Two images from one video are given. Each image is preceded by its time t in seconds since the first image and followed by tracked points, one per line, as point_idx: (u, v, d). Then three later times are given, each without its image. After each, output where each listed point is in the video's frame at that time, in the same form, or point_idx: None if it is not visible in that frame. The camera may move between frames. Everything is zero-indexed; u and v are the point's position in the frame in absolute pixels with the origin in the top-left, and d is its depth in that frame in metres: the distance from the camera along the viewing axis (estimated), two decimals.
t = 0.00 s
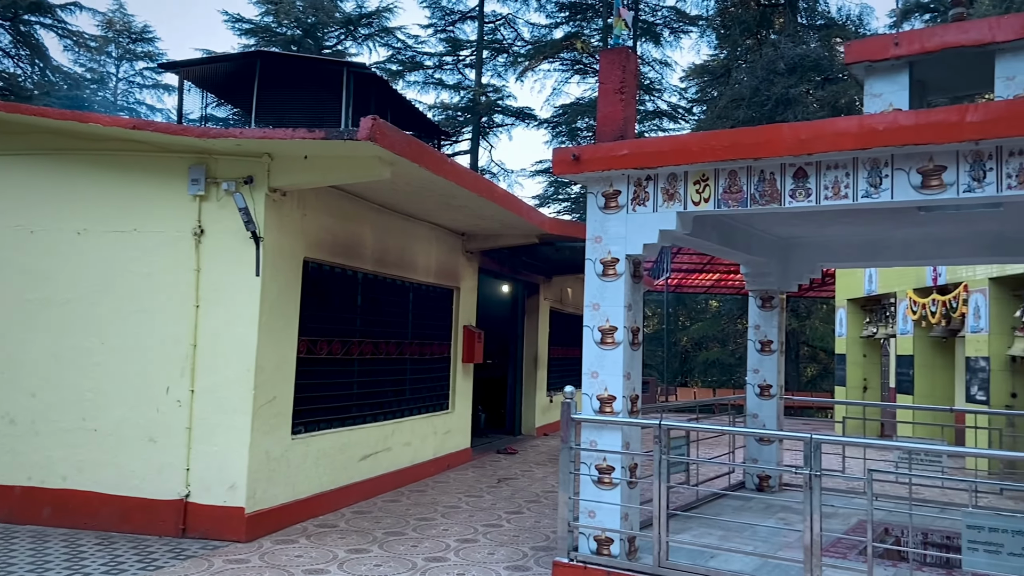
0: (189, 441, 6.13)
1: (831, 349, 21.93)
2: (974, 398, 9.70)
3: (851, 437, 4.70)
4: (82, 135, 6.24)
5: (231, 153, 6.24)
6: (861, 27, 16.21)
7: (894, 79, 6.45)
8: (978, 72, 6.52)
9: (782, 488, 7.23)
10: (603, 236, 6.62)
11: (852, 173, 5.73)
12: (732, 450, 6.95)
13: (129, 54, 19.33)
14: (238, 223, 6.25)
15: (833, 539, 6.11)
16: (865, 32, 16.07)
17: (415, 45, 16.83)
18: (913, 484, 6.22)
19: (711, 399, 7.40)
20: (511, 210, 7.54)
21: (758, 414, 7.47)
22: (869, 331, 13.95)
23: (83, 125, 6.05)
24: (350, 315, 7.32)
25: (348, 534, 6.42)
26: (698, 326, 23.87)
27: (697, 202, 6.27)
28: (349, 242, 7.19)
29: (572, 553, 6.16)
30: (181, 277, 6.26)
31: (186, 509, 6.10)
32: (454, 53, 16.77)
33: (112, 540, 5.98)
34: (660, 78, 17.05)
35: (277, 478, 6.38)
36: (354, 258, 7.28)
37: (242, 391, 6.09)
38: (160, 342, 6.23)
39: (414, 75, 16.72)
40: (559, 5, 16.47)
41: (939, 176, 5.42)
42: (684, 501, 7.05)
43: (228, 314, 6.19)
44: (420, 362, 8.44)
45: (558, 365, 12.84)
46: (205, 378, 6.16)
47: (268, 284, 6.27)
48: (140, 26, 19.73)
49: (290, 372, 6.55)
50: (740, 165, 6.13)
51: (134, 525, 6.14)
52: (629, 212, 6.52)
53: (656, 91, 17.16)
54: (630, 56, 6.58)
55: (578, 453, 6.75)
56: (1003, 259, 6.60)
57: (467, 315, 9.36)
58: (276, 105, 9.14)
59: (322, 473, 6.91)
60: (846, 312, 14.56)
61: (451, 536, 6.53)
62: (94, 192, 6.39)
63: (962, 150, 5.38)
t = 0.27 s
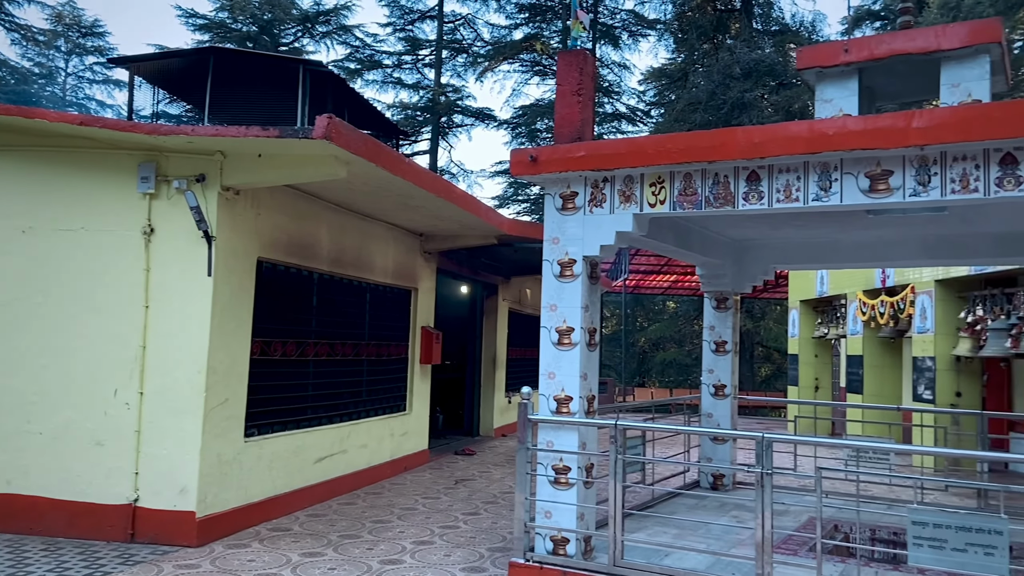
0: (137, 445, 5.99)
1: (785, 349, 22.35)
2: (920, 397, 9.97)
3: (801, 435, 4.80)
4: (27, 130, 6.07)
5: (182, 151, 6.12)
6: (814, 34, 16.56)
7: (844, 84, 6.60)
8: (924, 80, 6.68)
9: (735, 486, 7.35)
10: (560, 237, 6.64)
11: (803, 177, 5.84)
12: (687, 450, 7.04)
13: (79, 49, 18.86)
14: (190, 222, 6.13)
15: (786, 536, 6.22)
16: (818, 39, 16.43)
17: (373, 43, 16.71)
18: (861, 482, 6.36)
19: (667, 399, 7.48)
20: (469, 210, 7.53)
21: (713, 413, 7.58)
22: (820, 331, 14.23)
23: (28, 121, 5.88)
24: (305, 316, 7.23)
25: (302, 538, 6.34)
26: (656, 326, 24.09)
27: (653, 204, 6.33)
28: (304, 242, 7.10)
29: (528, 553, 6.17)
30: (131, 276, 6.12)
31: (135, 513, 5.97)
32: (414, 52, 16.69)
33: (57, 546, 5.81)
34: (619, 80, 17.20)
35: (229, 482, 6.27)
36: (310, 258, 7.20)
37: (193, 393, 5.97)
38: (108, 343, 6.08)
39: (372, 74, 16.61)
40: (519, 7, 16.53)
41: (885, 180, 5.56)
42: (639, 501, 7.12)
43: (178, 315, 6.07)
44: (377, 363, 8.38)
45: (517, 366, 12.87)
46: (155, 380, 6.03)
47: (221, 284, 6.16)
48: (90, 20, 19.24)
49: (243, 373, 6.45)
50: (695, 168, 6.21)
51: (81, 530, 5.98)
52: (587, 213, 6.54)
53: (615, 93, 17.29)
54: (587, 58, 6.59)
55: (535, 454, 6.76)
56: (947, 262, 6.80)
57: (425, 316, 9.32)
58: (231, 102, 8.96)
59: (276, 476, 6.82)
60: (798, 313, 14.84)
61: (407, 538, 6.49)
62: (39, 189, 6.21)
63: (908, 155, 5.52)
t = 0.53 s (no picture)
0: (86, 448, 5.85)
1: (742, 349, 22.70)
2: (872, 396, 10.18)
3: (755, 434, 4.88)
4: None
5: (133, 148, 5.98)
6: (770, 39, 16.87)
7: (798, 89, 6.71)
8: (874, 85, 6.83)
9: (692, 485, 7.43)
10: (519, 238, 6.63)
11: (757, 180, 5.93)
12: (645, 449, 7.10)
13: (28, 43, 18.38)
14: (141, 221, 6.00)
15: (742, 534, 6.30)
16: (774, 44, 16.74)
17: (333, 41, 16.55)
18: (814, 480, 6.48)
19: (626, 399, 7.52)
20: (428, 210, 7.49)
21: (670, 413, 7.65)
22: (776, 331, 14.47)
23: None
24: (261, 316, 7.13)
25: (257, 542, 6.24)
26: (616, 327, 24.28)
27: (612, 206, 6.37)
28: (260, 242, 7.00)
29: (487, 554, 6.16)
30: (80, 276, 5.97)
31: (84, 518, 5.82)
32: (373, 51, 16.58)
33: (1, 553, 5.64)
34: (580, 82, 17.30)
35: (182, 485, 6.15)
36: (266, 258, 7.10)
37: (144, 396, 5.84)
38: (56, 344, 5.92)
39: (331, 72, 16.47)
40: (479, 7, 16.54)
41: (837, 184, 5.67)
42: (597, 500, 7.16)
43: (129, 316, 5.93)
44: (335, 365, 8.30)
45: (477, 367, 12.85)
46: (105, 382, 5.89)
47: (174, 284, 6.04)
48: (40, 14, 18.75)
49: (196, 375, 6.33)
50: (652, 170, 6.26)
51: (27, 536, 5.82)
52: (546, 214, 6.55)
53: (575, 95, 17.39)
54: (546, 60, 6.59)
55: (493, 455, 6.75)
56: (896, 263, 6.96)
57: (384, 316, 9.25)
58: (185, 97, 8.75)
59: (230, 479, 6.71)
60: (755, 313, 15.06)
61: (364, 541, 6.43)
62: None
63: (858, 159, 5.64)
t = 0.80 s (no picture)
0: (36, 453, 5.70)
1: (702, 349, 23.03)
2: (827, 394, 10.36)
3: (714, 433, 4.93)
4: None
5: (85, 146, 5.85)
6: (729, 43, 17.15)
7: (755, 92, 6.81)
8: (828, 90, 6.96)
9: (651, 484, 7.49)
10: (480, 238, 6.61)
11: (715, 182, 6.00)
12: (605, 449, 7.15)
13: None
14: (93, 220, 5.87)
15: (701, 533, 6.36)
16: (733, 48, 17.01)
17: (293, 38, 16.38)
18: (770, 478, 6.57)
19: (587, 399, 7.56)
20: (388, 210, 7.44)
21: (630, 413, 7.71)
22: (734, 331, 14.65)
23: None
24: (217, 318, 7.02)
25: (213, 546, 6.13)
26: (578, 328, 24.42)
27: (572, 207, 6.39)
28: (216, 241, 6.89)
29: (447, 556, 6.13)
30: (29, 276, 5.81)
31: (34, 524, 5.67)
32: (334, 49, 16.43)
33: None
34: (542, 83, 17.36)
35: (135, 489, 6.02)
36: (222, 258, 6.99)
37: (96, 399, 5.71)
38: (4, 346, 5.76)
39: (291, 70, 16.29)
40: (442, 6, 16.52)
41: (792, 186, 5.76)
42: (557, 500, 7.18)
43: (80, 317, 5.79)
44: (293, 366, 8.20)
45: (439, 368, 12.81)
46: (56, 384, 5.74)
47: (127, 284, 5.91)
48: None
49: (151, 377, 6.21)
50: (612, 172, 6.29)
51: None
52: (507, 215, 6.54)
53: (538, 96, 17.46)
54: (507, 60, 6.58)
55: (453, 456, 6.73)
56: (851, 265, 7.11)
57: (344, 317, 9.18)
58: (139, 92, 8.55)
59: (186, 483, 6.59)
60: (714, 314, 15.25)
61: (323, 544, 6.36)
62: None
63: (813, 162, 5.74)
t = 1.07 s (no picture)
0: None
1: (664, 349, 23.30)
2: (786, 393, 10.52)
3: (676, 432, 4.98)
4: None
5: (37, 143, 5.71)
6: (690, 46, 17.40)
7: (715, 95, 6.89)
8: (786, 93, 7.07)
9: (613, 484, 7.54)
10: (442, 239, 6.57)
11: (676, 184, 6.06)
12: (568, 450, 7.16)
13: None
14: (46, 219, 5.73)
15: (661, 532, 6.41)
16: (694, 52, 17.25)
17: (253, 36, 16.18)
18: (730, 476, 6.65)
19: (550, 400, 7.58)
20: (350, 211, 7.38)
21: (593, 413, 7.74)
22: (695, 332, 14.83)
23: None
24: (174, 319, 6.89)
25: (169, 552, 6.01)
26: (542, 328, 24.53)
27: (534, 208, 6.39)
28: (173, 241, 6.76)
29: (408, 558, 6.09)
30: None
31: None
32: (296, 47, 16.27)
33: None
34: (506, 84, 17.38)
35: (90, 494, 5.89)
36: (179, 259, 6.86)
37: (48, 402, 5.56)
38: None
39: (252, 68, 16.09)
40: (405, 6, 16.46)
41: (751, 189, 5.84)
42: (520, 501, 7.19)
43: (31, 319, 5.65)
44: (253, 368, 8.10)
45: (402, 370, 12.75)
46: (7, 387, 5.59)
47: (81, 285, 5.78)
48: None
49: (106, 380, 6.07)
50: (574, 173, 6.31)
51: None
52: (469, 216, 6.52)
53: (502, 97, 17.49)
54: (470, 60, 6.58)
55: (415, 458, 6.69)
56: (808, 266, 7.23)
57: (304, 319, 9.07)
58: (92, 91, 8.36)
59: (142, 487, 6.46)
60: (676, 315, 15.40)
61: (282, 548, 6.27)
62: None
63: (771, 165, 5.82)
